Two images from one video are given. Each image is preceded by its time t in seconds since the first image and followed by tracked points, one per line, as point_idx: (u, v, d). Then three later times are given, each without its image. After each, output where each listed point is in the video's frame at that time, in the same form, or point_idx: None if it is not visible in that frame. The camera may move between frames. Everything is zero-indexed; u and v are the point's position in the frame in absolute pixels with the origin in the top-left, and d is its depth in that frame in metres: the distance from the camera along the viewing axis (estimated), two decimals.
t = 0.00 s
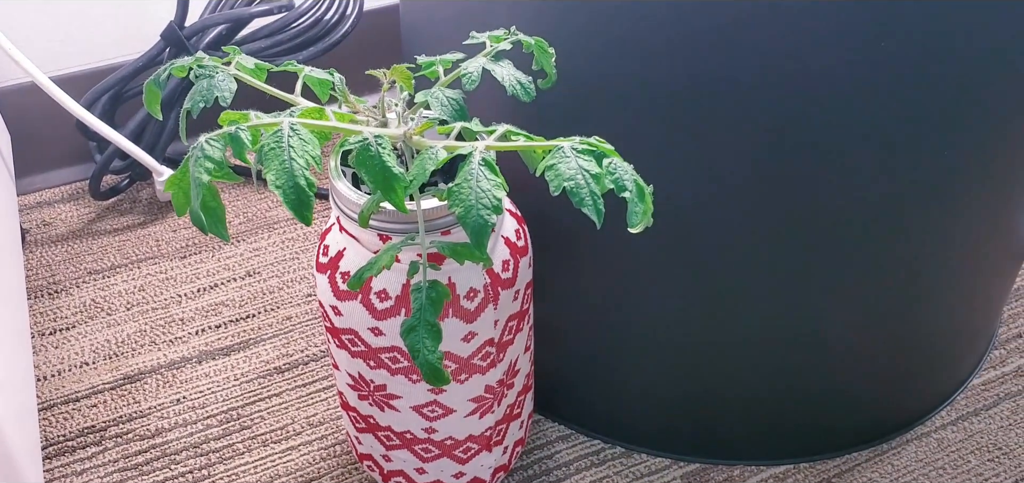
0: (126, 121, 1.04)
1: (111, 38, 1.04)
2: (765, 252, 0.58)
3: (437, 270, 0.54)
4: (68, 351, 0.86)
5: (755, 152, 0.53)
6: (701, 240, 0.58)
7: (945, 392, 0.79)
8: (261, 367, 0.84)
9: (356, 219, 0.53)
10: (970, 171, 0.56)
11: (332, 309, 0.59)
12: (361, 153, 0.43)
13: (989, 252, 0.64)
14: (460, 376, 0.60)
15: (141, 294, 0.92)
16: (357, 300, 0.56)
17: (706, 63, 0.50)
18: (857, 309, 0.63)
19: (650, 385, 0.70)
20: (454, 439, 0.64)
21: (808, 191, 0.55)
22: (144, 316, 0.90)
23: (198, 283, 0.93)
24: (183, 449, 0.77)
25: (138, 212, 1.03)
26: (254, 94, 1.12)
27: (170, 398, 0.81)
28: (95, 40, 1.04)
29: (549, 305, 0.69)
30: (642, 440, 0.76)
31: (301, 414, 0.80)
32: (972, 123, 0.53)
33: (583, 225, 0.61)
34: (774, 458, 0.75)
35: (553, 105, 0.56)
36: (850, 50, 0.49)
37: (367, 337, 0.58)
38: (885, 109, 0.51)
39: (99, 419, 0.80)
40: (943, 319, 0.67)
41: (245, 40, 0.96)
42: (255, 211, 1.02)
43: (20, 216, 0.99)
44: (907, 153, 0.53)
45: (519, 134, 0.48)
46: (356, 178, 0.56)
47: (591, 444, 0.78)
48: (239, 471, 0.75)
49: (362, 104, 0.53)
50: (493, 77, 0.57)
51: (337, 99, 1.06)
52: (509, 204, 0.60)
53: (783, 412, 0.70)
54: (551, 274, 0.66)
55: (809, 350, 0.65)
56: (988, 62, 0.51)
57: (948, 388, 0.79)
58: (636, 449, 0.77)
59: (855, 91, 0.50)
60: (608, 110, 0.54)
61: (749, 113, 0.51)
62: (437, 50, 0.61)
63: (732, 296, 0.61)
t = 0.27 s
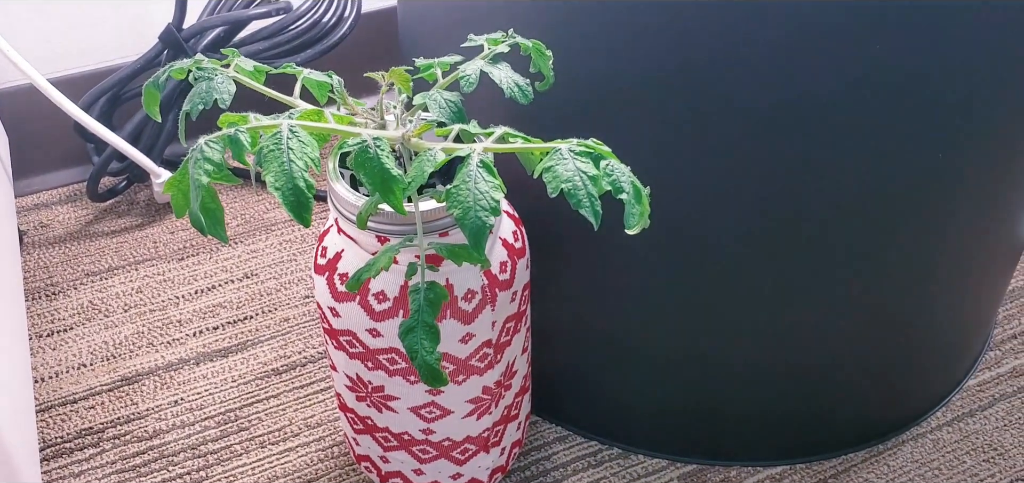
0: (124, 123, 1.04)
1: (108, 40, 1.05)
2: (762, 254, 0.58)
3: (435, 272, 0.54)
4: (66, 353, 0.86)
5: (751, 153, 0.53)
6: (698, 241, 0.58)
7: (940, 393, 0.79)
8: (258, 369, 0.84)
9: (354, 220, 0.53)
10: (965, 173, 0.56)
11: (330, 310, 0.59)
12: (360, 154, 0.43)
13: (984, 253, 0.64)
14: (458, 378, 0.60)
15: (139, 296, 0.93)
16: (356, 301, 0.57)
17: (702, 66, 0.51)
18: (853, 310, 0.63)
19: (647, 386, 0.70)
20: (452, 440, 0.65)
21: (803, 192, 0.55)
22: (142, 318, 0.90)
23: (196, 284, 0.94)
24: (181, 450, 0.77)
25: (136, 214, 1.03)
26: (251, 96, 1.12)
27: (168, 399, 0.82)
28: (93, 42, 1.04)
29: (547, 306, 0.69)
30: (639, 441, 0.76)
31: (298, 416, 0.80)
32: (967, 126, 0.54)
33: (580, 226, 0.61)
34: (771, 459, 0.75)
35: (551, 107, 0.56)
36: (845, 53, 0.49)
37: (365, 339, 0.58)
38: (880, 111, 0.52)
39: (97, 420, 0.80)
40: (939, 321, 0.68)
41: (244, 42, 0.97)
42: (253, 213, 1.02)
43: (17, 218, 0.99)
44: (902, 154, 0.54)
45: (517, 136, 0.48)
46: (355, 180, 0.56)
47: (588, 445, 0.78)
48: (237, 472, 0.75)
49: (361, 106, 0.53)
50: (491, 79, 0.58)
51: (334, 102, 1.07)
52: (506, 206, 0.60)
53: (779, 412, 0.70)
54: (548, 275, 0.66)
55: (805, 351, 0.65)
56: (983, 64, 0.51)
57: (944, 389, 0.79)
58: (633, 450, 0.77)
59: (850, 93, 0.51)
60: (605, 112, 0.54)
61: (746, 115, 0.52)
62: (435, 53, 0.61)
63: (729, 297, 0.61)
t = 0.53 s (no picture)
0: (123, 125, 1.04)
1: (107, 43, 1.05)
2: (760, 255, 0.59)
3: (434, 273, 0.54)
4: (65, 354, 0.86)
5: (749, 155, 0.54)
6: (696, 243, 0.59)
7: (937, 394, 0.80)
8: (258, 370, 0.85)
9: (354, 222, 0.53)
10: (962, 174, 0.57)
11: (329, 312, 0.59)
12: (360, 156, 0.43)
13: (980, 255, 0.65)
14: (457, 379, 0.60)
15: (138, 298, 0.93)
16: (355, 302, 0.57)
17: (700, 69, 0.51)
18: (850, 311, 0.63)
19: (646, 387, 0.70)
20: (451, 441, 0.65)
21: (801, 194, 0.55)
22: (142, 319, 0.90)
23: (195, 286, 0.94)
24: (181, 451, 0.77)
25: (135, 216, 1.03)
26: (250, 98, 1.12)
27: (167, 401, 0.82)
28: (92, 45, 1.04)
29: (545, 308, 0.69)
30: (637, 442, 0.77)
31: (298, 417, 0.80)
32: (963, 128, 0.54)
33: (579, 228, 0.61)
34: (768, 460, 0.76)
35: (551, 109, 0.56)
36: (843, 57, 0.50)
37: (364, 340, 0.58)
38: (877, 114, 0.52)
39: (96, 422, 0.80)
40: (936, 321, 0.68)
41: (244, 44, 0.97)
42: (252, 215, 1.03)
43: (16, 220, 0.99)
44: (899, 157, 0.54)
45: (516, 138, 0.49)
46: (354, 182, 0.57)
47: (586, 445, 0.78)
48: (237, 473, 0.75)
49: (361, 109, 0.53)
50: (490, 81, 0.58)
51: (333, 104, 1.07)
52: (506, 208, 0.60)
53: (777, 413, 0.71)
54: (546, 276, 0.67)
55: (802, 352, 0.66)
56: (979, 66, 0.51)
57: (941, 389, 0.79)
58: (631, 450, 0.77)
59: (847, 96, 0.51)
60: (604, 114, 0.55)
61: (743, 117, 0.52)
62: (436, 55, 0.61)
63: (727, 298, 0.62)
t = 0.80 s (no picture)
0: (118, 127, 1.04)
1: (103, 45, 1.05)
2: (753, 257, 0.59)
3: (429, 274, 0.54)
4: (60, 356, 0.86)
5: (743, 157, 0.54)
6: (690, 244, 0.59)
7: (930, 394, 0.80)
8: (252, 372, 0.85)
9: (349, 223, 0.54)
10: (955, 176, 0.57)
11: (324, 313, 0.59)
12: (355, 158, 0.43)
13: (972, 256, 0.65)
14: (452, 380, 0.60)
15: (133, 299, 0.93)
16: (350, 303, 0.57)
17: (694, 71, 0.51)
18: (844, 312, 0.63)
19: (640, 388, 0.70)
20: (446, 442, 0.65)
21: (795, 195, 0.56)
22: (136, 321, 0.90)
23: (190, 288, 0.94)
24: (176, 453, 0.77)
25: (130, 217, 1.03)
26: (246, 100, 1.13)
27: (162, 402, 0.82)
28: (87, 47, 1.04)
29: (540, 309, 0.70)
30: (632, 443, 0.77)
31: (293, 418, 0.80)
32: (956, 130, 0.54)
33: (573, 229, 0.61)
34: (762, 460, 0.76)
35: (545, 111, 0.57)
36: (837, 59, 0.50)
37: (359, 341, 0.58)
38: (869, 116, 0.52)
39: (91, 423, 0.80)
40: (928, 322, 0.69)
41: (239, 46, 0.97)
42: (247, 217, 1.03)
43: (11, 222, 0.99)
44: (891, 159, 0.54)
45: (511, 139, 0.49)
46: (350, 184, 0.57)
47: (581, 446, 0.78)
48: (231, 475, 0.75)
49: (356, 110, 0.54)
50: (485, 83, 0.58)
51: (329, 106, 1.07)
52: (500, 209, 0.60)
53: (771, 414, 0.71)
54: (541, 278, 0.67)
55: (796, 353, 0.66)
56: (970, 69, 0.52)
57: (934, 390, 0.80)
58: (626, 451, 0.78)
59: (840, 98, 0.51)
60: (598, 116, 0.55)
61: (737, 119, 0.52)
62: (431, 58, 0.61)
63: (721, 299, 0.62)
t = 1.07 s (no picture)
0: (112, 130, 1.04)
1: (98, 48, 1.05)
2: (748, 260, 0.59)
3: (425, 278, 0.54)
4: (54, 360, 0.86)
5: (738, 161, 0.54)
6: (685, 248, 0.59)
7: (925, 398, 0.80)
8: (247, 376, 0.84)
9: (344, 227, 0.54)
10: (949, 180, 0.57)
11: (320, 317, 0.59)
12: (350, 162, 0.43)
13: (967, 260, 0.65)
14: (447, 384, 0.60)
15: (128, 303, 0.92)
16: (346, 307, 0.57)
17: (689, 76, 0.51)
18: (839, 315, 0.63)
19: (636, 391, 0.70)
20: (441, 446, 0.65)
21: (790, 199, 0.56)
22: (131, 325, 0.90)
23: (185, 292, 0.94)
24: (170, 457, 0.77)
25: (125, 221, 1.03)
26: (241, 104, 1.12)
27: (157, 406, 0.81)
28: (82, 50, 1.04)
29: (536, 313, 0.69)
30: (627, 447, 0.77)
31: (288, 422, 0.80)
32: (951, 135, 0.55)
33: (569, 233, 0.61)
34: (757, 464, 0.76)
35: (541, 114, 0.57)
36: (832, 64, 0.50)
37: (355, 345, 0.58)
38: (864, 121, 0.52)
39: (85, 428, 0.79)
40: (923, 326, 0.69)
41: (234, 50, 0.97)
42: (242, 220, 1.02)
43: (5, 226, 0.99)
44: (885, 164, 0.55)
45: (506, 143, 0.49)
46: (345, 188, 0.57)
47: (576, 450, 0.78)
48: (226, 479, 0.75)
49: (351, 114, 0.53)
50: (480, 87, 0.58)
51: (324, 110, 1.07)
52: (496, 213, 0.60)
53: (766, 417, 0.71)
54: (536, 282, 0.67)
55: (791, 356, 0.66)
56: (965, 74, 0.52)
57: (929, 394, 0.80)
58: (621, 455, 0.77)
59: (836, 103, 0.51)
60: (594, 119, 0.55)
61: (733, 123, 0.52)
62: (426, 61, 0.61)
63: (716, 303, 0.62)
